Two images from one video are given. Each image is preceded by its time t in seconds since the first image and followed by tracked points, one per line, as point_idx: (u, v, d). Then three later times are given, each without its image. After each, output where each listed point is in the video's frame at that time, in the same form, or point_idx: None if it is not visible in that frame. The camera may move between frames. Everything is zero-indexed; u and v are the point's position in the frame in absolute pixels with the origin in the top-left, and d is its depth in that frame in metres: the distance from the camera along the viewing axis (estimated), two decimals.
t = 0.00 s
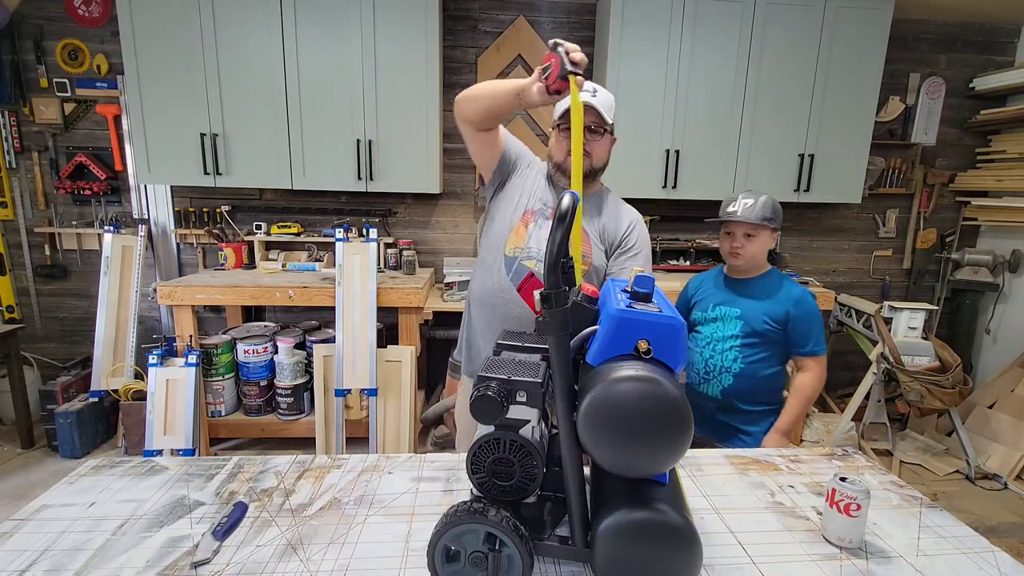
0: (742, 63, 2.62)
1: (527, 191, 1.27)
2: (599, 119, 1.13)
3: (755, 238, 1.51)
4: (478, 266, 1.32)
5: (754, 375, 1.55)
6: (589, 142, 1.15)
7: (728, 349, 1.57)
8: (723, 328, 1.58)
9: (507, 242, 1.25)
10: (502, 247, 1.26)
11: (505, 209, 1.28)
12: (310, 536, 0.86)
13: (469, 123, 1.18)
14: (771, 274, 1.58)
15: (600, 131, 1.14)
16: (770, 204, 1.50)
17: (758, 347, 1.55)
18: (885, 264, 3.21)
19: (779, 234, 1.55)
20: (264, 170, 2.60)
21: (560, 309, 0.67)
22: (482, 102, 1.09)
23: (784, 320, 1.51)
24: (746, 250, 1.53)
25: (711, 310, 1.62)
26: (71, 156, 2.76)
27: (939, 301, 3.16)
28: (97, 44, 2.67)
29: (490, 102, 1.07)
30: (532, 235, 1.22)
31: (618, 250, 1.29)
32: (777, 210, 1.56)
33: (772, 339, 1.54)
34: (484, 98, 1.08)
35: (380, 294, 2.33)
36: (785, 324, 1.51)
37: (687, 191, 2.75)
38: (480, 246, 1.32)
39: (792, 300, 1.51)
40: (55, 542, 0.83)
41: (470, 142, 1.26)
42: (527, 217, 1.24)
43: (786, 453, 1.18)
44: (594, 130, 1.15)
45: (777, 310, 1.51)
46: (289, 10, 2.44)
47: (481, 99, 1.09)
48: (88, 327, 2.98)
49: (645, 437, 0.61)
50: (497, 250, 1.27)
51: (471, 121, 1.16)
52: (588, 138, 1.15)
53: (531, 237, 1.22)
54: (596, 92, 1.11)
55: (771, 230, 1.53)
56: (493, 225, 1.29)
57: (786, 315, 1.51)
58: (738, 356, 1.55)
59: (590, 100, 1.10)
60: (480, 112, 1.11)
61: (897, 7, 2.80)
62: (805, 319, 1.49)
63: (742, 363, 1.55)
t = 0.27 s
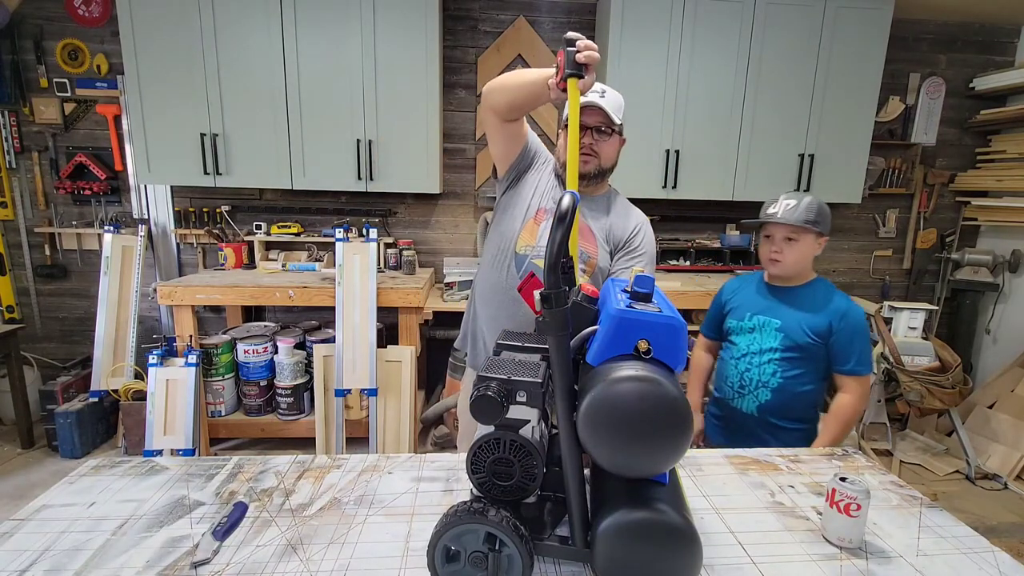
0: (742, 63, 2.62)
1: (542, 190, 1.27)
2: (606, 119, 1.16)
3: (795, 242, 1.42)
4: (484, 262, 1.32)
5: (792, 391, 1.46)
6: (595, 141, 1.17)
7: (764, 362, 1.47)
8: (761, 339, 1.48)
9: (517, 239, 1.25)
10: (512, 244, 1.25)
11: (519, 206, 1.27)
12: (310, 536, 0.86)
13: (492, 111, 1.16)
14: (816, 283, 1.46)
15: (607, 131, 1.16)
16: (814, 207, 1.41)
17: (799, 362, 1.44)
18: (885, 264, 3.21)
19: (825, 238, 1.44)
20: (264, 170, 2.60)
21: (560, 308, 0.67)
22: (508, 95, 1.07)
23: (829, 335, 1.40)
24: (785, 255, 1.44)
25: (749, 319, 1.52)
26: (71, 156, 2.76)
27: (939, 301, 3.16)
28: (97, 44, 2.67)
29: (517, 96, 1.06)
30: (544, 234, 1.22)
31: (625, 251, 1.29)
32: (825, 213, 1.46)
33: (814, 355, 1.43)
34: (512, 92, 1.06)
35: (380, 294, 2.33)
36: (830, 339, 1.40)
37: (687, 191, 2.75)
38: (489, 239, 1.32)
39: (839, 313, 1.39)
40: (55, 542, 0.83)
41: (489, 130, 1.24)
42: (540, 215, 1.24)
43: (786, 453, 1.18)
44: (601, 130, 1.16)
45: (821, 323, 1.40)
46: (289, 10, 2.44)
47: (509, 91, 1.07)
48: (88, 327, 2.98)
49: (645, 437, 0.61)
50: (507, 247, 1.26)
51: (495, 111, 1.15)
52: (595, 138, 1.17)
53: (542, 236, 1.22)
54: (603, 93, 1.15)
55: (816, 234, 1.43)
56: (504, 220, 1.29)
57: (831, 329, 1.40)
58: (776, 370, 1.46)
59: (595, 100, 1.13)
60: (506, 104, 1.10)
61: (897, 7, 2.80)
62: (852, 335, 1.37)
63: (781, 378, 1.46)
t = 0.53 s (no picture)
0: (742, 63, 2.62)
1: (546, 190, 1.27)
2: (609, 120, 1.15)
3: (819, 244, 1.38)
4: (486, 261, 1.32)
5: (808, 400, 1.42)
6: (599, 143, 1.17)
7: (780, 368, 1.45)
8: (779, 343, 1.47)
9: (520, 238, 1.25)
10: (515, 244, 1.26)
11: (523, 205, 1.27)
12: (310, 536, 0.86)
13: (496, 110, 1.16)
14: (846, 290, 1.41)
15: (610, 132, 1.17)
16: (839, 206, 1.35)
17: (816, 370, 1.40)
18: (885, 264, 3.21)
19: (855, 239, 1.37)
20: (264, 170, 2.60)
21: (560, 308, 0.67)
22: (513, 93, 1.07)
23: (852, 344, 1.34)
24: (810, 257, 1.40)
25: (771, 323, 1.51)
26: (71, 156, 2.76)
27: (939, 301, 3.16)
28: (97, 44, 2.67)
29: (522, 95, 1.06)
30: (547, 233, 1.22)
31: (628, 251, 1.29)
32: (857, 211, 1.38)
33: (835, 363, 1.38)
34: (518, 91, 1.06)
35: (380, 294, 2.33)
36: (851, 348, 1.34)
37: (687, 191, 2.75)
38: (491, 238, 1.32)
39: (863, 321, 1.33)
40: (55, 542, 0.83)
41: (493, 128, 1.24)
42: (544, 215, 1.24)
43: (786, 453, 1.18)
44: (605, 131, 1.16)
45: (842, 331, 1.35)
46: (289, 10, 2.44)
47: (514, 90, 1.07)
48: (88, 327, 2.98)
49: (645, 437, 0.61)
50: (510, 246, 1.27)
51: (499, 110, 1.15)
52: (599, 139, 1.17)
53: (545, 236, 1.22)
54: (608, 94, 1.13)
55: (843, 235, 1.37)
56: (507, 220, 1.29)
57: (852, 337, 1.34)
58: (791, 376, 1.43)
59: (600, 101, 1.12)
60: (511, 104, 1.10)
61: (897, 7, 2.80)
62: (875, 345, 1.30)
63: (795, 385, 1.43)
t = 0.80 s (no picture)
0: (742, 63, 2.62)
1: (546, 190, 1.27)
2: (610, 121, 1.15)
3: (818, 242, 1.37)
4: (486, 261, 1.32)
5: (808, 401, 1.41)
6: (600, 144, 1.17)
7: (780, 368, 1.45)
8: (780, 344, 1.46)
9: (520, 239, 1.25)
10: (516, 243, 1.25)
11: (523, 205, 1.27)
12: (310, 536, 0.86)
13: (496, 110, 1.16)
14: (851, 291, 1.40)
15: (611, 133, 1.16)
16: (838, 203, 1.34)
17: (816, 372, 1.39)
18: (885, 264, 3.21)
19: (857, 238, 1.36)
20: (264, 170, 2.60)
21: (560, 308, 0.67)
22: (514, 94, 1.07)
23: (853, 346, 1.33)
24: (809, 256, 1.40)
25: (772, 323, 1.50)
26: (71, 156, 2.76)
27: (939, 301, 3.16)
28: (97, 44, 2.67)
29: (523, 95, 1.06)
30: (547, 234, 1.22)
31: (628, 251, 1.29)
32: (858, 210, 1.37)
33: (836, 366, 1.36)
34: (518, 91, 1.06)
35: (380, 294, 2.33)
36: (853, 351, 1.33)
37: (687, 191, 2.75)
38: (491, 238, 1.32)
39: (866, 324, 1.31)
40: (55, 542, 0.83)
41: (493, 127, 1.24)
42: (544, 216, 1.24)
43: (786, 453, 1.18)
44: (606, 132, 1.16)
45: (844, 332, 1.34)
46: (289, 10, 2.44)
47: (515, 90, 1.07)
48: (88, 328, 2.98)
49: (645, 437, 0.61)
50: (510, 246, 1.27)
51: (499, 110, 1.15)
52: (599, 140, 1.17)
53: (545, 236, 1.22)
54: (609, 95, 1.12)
55: (843, 233, 1.36)
56: (507, 220, 1.28)
57: (854, 339, 1.33)
58: (790, 378, 1.42)
59: (601, 102, 1.11)
60: (511, 104, 1.10)
61: (897, 7, 2.80)
62: (877, 348, 1.28)
63: (795, 386, 1.42)
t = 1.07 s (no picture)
0: (742, 63, 2.62)
1: (545, 190, 1.27)
2: (610, 122, 1.15)
3: (794, 236, 1.46)
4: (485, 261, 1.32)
5: (795, 394, 1.44)
6: (600, 146, 1.17)
7: (767, 363, 1.47)
8: (764, 339, 1.48)
9: (519, 239, 1.25)
10: (514, 244, 1.25)
11: (522, 205, 1.27)
12: (310, 536, 0.86)
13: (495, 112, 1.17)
14: (826, 285, 1.46)
15: (611, 134, 1.16)
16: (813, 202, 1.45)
17: (803, 364, 1.43)
18: (885, 264, 3.21)
19: (830, 235, 1.45)
20: (264, 170, 2.60)
21: (560, 309, 0.67)
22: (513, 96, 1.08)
23: (836, 337, 1.37)
24: (787, 250, 1.47)
25: (754, 319, 1.53)
26: (71, 156, 2.76)
27: (939, 301, 3.16)
28: (97, 44, 2.67)
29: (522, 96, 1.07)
30: (547, 234, 1.22)
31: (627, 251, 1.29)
32: (830, 211, 1.46)
33: (821, 357, 1.41)
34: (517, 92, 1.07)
35: (380, 294, 2.33)
36: (835, 342, 1.37)
37: (687, 192, 2.75)
38: (490, 239, 1.32)
39: (847, 315, 1.37)
40: (55, 542, 0.83)
41: (493, 128, 1.24)
42: (543, 216, 1.24)
43: (786, 453, 1.18)
44: (605, 133, 1.16)
45: (827, 325, 1.38)
46: (289, 10, 2.44)
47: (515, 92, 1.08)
48: (88, 328, 2.98)
49: (645, 437, 0.61)
50: (509, 247, 1.26)
51: (499, 110, 1.15)
52: (599, 141, 1.17)
53: (544, 236, 1.23)
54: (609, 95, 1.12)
55: (817, 230, 1.45)
56: (506, 220, 1.28)
57: (837, 331, 1.37)
58: (778, 372, 1.45)
59: (600, 103, 1.10)
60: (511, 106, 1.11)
61: (897, 7, 2.80)
62: (858, 338, 1.34)
63: (782, 380, 1.44)
